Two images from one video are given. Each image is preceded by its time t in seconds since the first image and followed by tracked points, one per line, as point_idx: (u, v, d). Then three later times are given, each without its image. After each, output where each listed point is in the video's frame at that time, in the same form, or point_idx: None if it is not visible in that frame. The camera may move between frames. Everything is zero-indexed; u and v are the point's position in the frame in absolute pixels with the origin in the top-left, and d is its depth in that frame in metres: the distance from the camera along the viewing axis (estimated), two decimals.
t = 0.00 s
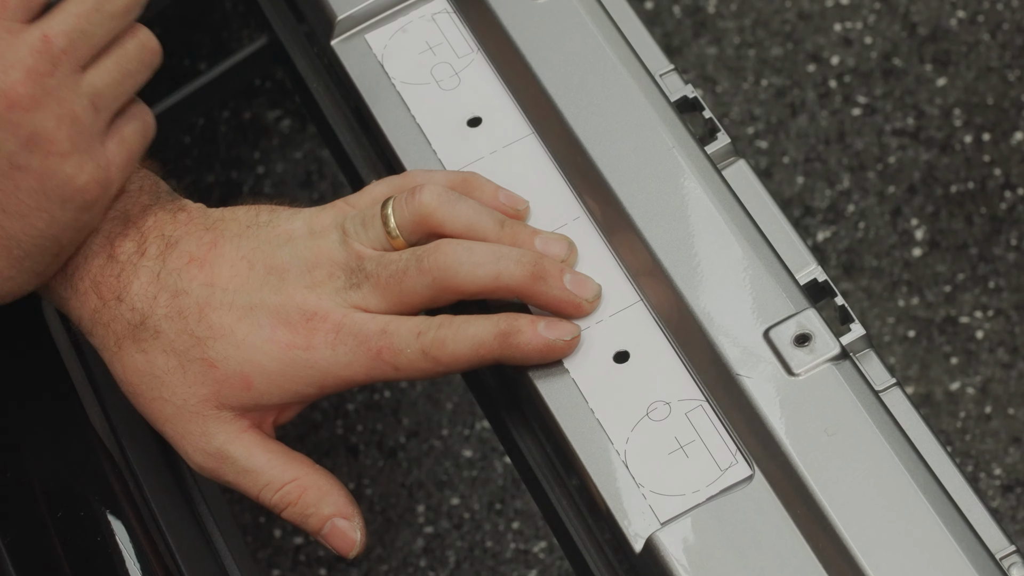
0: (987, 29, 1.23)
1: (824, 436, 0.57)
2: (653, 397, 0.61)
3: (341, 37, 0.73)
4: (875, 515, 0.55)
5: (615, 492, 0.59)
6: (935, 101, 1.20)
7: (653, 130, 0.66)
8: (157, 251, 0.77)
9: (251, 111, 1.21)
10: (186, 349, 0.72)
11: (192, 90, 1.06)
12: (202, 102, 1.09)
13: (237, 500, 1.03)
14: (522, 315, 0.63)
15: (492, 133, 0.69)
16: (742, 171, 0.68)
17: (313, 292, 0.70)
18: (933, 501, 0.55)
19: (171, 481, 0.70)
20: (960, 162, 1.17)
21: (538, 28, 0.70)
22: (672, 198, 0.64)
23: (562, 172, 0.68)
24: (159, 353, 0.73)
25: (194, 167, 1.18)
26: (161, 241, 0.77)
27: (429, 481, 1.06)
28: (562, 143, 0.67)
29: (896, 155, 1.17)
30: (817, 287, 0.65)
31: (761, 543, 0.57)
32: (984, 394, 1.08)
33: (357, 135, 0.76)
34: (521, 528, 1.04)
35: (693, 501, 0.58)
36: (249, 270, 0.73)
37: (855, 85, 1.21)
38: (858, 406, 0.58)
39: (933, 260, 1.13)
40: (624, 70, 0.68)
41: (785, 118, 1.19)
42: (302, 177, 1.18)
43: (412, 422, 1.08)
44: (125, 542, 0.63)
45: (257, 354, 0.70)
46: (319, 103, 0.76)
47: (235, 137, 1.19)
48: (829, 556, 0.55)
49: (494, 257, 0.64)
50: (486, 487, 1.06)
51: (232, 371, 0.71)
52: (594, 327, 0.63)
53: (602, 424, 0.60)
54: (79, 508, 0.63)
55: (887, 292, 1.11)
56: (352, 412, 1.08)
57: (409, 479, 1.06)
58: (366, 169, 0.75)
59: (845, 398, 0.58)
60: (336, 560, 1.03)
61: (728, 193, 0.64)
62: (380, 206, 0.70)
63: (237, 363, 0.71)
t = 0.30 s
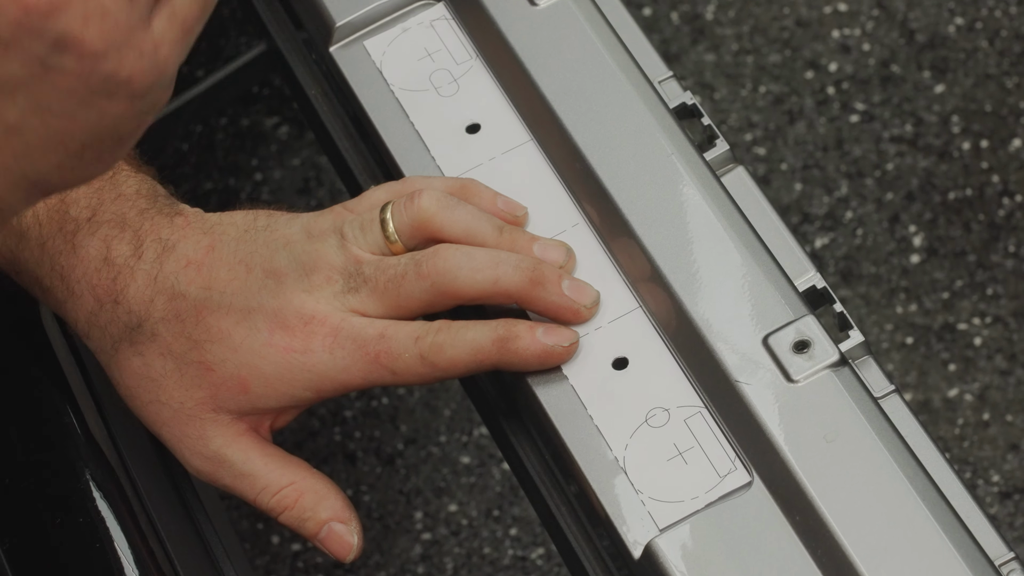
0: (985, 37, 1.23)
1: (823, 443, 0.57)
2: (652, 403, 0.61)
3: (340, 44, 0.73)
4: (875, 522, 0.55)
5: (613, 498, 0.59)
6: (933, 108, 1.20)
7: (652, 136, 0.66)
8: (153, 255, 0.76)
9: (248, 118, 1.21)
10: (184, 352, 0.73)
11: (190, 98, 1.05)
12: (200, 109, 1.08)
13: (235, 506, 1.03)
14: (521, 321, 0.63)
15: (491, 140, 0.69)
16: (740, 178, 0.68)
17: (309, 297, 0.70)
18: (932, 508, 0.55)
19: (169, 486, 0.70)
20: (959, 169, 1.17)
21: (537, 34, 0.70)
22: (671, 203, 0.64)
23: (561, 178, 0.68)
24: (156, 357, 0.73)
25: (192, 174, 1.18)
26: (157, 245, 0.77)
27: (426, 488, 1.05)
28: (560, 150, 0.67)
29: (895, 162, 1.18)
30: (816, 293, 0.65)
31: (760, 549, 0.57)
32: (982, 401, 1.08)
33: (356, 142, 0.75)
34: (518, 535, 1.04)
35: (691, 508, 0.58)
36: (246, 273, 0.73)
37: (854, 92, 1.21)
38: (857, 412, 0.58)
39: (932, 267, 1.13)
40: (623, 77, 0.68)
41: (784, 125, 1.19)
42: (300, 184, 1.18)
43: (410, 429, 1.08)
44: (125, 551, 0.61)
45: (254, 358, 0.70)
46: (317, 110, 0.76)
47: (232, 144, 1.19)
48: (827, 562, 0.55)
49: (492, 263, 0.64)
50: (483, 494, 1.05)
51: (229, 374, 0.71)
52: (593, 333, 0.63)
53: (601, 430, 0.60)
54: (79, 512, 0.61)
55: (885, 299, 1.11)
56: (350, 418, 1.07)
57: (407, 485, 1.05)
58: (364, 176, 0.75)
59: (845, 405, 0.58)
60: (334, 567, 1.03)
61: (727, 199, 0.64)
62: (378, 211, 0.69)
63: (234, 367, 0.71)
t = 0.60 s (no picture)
0: (984, 45, 1.23)
1: (822, 450, 0.57)
2: (651, 411, 0.60)
3: (339, 51, 0.73)
4: (873, 531, 0.55)
5: (612, 506, 0.59)
6: (932, 116, 1.20)
7: (652, 144, 0.66)
8: (153, 263, 0.76)
9: (247, 125, 1.21)
10: (183, 359, 0.72)
11: (188, 106, 1.05)
12: (198, 117, 1.08)
13: (233, 514, 1.02)
14: (520, 328, 0.63)
15: (490, 148, 0.69)
16: (739, 186, 0.68)
17: (309, 305, 0.70)
18: (931, 517, 0.55)
19: (168, 493, 0.70)
20: (957, 177, 1.17)
21: (536, 42, 0.70)
22: (670, 211, 0.64)
23: (560, 186, 0.68)
24: (155, 364, 0.73)
25: (191, 182, 1.18)
26: (157, 253, 0.77)
27: (425, 495, 1.05)
28: (559, 157, 0.67)
29: (893, 170, 1.18)
30: (815, 302, 0.65)
31: (759, 556, 0.56)
32: (980, 409, 1.08)
33: (355, 150, 0.75)
34: (517, 543, 1.04)
35: (691, 515, 0.58)
36: (246, 281, 0.73)
37: (852, 99, 1.21)
38: (856, 420, 0.58)
39: (930, 275, 1.13)
40: (623, 84, 0.68)
41: (782, 133, 1.20)
42: (299, 192, 1.18)
43: (409, 436, 1.07)
44: (124, 559, 0.61)
45: (253, 366, 0.70)
46: (317, 118, 0.76)
47: (231, 151, 1.19)
48: (826, 570, 0.55)
49: (491, 270, 0.64)
50: (482, 501, 1.05)
51: (228, 382, 0.71)
52: (592, 340, 0.63)
53: (600, 437, 0.60)
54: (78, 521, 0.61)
55: (884, 307, 1.11)
56: (348, 426, 1.07)
57: (406, 493, 1.05)
58: (363, 184, 0.75)
59: (844, 413, 0.58)
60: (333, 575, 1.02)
61: (726, 207, 0.65)
62: (378, 218, 0.70)
63: (233, 375, 0.71)
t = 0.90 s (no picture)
0: (984, 52, 1.24)
1: (823, 458, 0.57)
2: (652, 418, 0.60)
3: (340, 58, 0.74)
4: (875, 538, 0.55)
5: (613, 513, 0.59)
6: (932, 123, 1.20)
7: (652, 151, 0.66)
8: (153, 270, 0.76)
9: (247, 133, 1.21)
10: (183, 368, 0.72)
11: (189, 114, 1.06)
12: (198, 125, 1.08)
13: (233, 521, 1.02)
14: (521, 336, 0.63)
15: (491, 155, 0.69)
16: (739, 194, 0.68)
17: (309, 312, 0.70)
18: (933, 525, 0.55)
19: (168, 502, 0.69)
20: (957, 185, 1.17)
21: (537, 50, 0.70)
22: (671, 218, 0.64)
23: (561, 193, 0.68)
24: (156, 372, 0.73)
25: (191, 189, 1.18)
26: (157, 260, 0.77)
27: (425, 503, 1.05)
28: (560, 164, 0.67)
29: (893, 177, 1.18)
30: (817, 309, 0.65)
31: (761, 564, 0.56)
32: (981, 416, 1.08)
33: (355, 157, 0.75)
34: (517, 551, 1.03)
35: (692, 523, 0.58)
36: (247, 289, 0.73)
37: (852, 107, 1.21)
38: (857, 428, 0.57)
39: (930, 282, 1.13)
40: (623, 92, 0.68)
41: (782, 140, 1.20)
42: (299, 200, 1.18)
43: (408, 444, 1.07)
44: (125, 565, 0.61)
45: (254, 374, 0.70)
46: (317, 125, 0.76)
47: (231, 159, 1.19)
48: None
49: (492, 278, 0.64)
50: (482, 509, 1.05)
51: (229, 390, 0.70)
52: (593, 348, 0.63)
53: (600, 445, 0.60)
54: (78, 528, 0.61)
55: (884, 314, 1.11)
56: (348, 433, 1.07)
57: (406, 501, 1.05)
58: (363, 191, 0.75)
59: (846, 421, 0.58)
60: None
61: (727, 215, 0.64)
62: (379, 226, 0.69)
63: (233, 383, 0.70)
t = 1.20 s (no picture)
0: (985, 59, 1.24)
1: (824, 465, 0.57)
2: (653, 424, 0.60)
3: (341, 65, 0.74)
4: (876, 545, 0.55)
5: (614, 519, 0.59)
6: (933, 130, 1.20)
7: (653, 158, 0.66)
8: (154, 278, 0.76)
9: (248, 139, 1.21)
10: (185, 375, 0.73)
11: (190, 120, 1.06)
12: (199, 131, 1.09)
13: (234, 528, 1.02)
14: (521, 342, 0.63)
15: (492, 162, 0.69)
16: (740, 201, 0.68)
17: (310, 319, 0.70)
18: (934, 532, 0.55)
19: (168, 507, 0.69)
20: (958, 191, 1.17)
21: (538, 57, 0.70)
22: (672, 225, 0.64)
23: (561, 200, 0.68)
24: (157, 380, 0.73)
25: (192, 195, 1.18)
26: (158, 267, 0.77)
27: (425, 510, 1.05)
28: (561, 171, 0.67)
29: (894, 184, 1.18)
30: (817, 315, 0.65)
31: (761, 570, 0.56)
32: (982, 422, 1.08)
33: (356, 164, 0.75)
34: (518, 557, 1.03)
35: (693, 529, 0.57)
36: (247, 296, 0.73)
37: (853, 114, 1.21)
38: (858, 435, 0.57)
39: (931, 288, 1.13)
40: (624, 98, 0.68)
41: (783, 147, 1.20)
42: (300, 206, 1.18)
43: (409, 450, 1.07)
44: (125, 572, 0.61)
45: (255, 382, 0.70)
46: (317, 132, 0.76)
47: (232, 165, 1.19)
48: None
49: (492, 284, 0.64)
50: (483, 516, 1.05)
51: (230, 398, 0.71)
52: (594, 354, 0.63)
53: (601, 451, 0.60)
54: (79, 534, 0.61)
55: (885, 321, 1.11)
56: (349, 440, 1.07)
57: (406, 507, 1.05)
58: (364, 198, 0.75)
59: (846, 427, 0.58)
60: None
61: (728, 221, 0.65)
62: (379, 232, 0.69)
63: (234, 390, 0.71)
